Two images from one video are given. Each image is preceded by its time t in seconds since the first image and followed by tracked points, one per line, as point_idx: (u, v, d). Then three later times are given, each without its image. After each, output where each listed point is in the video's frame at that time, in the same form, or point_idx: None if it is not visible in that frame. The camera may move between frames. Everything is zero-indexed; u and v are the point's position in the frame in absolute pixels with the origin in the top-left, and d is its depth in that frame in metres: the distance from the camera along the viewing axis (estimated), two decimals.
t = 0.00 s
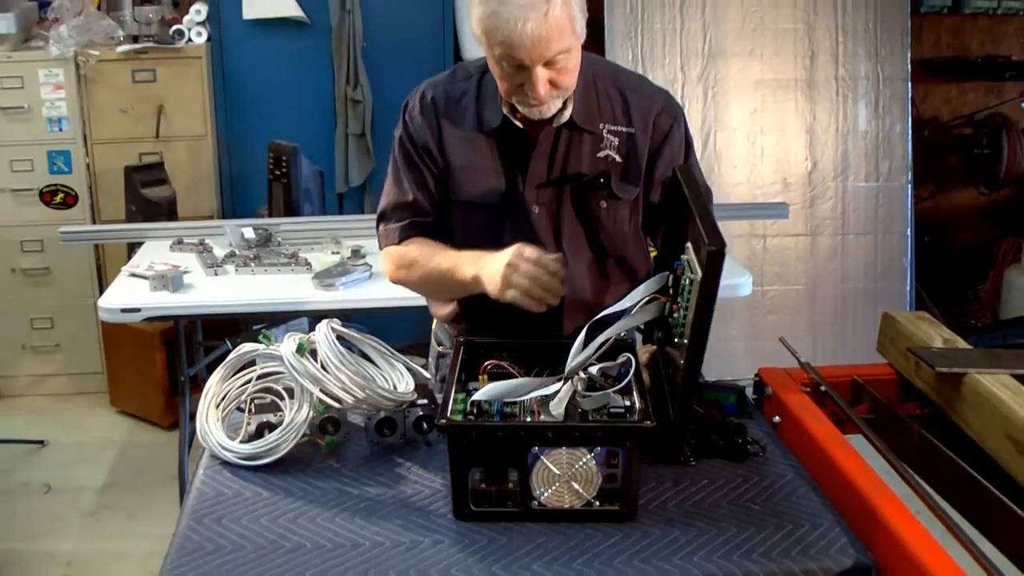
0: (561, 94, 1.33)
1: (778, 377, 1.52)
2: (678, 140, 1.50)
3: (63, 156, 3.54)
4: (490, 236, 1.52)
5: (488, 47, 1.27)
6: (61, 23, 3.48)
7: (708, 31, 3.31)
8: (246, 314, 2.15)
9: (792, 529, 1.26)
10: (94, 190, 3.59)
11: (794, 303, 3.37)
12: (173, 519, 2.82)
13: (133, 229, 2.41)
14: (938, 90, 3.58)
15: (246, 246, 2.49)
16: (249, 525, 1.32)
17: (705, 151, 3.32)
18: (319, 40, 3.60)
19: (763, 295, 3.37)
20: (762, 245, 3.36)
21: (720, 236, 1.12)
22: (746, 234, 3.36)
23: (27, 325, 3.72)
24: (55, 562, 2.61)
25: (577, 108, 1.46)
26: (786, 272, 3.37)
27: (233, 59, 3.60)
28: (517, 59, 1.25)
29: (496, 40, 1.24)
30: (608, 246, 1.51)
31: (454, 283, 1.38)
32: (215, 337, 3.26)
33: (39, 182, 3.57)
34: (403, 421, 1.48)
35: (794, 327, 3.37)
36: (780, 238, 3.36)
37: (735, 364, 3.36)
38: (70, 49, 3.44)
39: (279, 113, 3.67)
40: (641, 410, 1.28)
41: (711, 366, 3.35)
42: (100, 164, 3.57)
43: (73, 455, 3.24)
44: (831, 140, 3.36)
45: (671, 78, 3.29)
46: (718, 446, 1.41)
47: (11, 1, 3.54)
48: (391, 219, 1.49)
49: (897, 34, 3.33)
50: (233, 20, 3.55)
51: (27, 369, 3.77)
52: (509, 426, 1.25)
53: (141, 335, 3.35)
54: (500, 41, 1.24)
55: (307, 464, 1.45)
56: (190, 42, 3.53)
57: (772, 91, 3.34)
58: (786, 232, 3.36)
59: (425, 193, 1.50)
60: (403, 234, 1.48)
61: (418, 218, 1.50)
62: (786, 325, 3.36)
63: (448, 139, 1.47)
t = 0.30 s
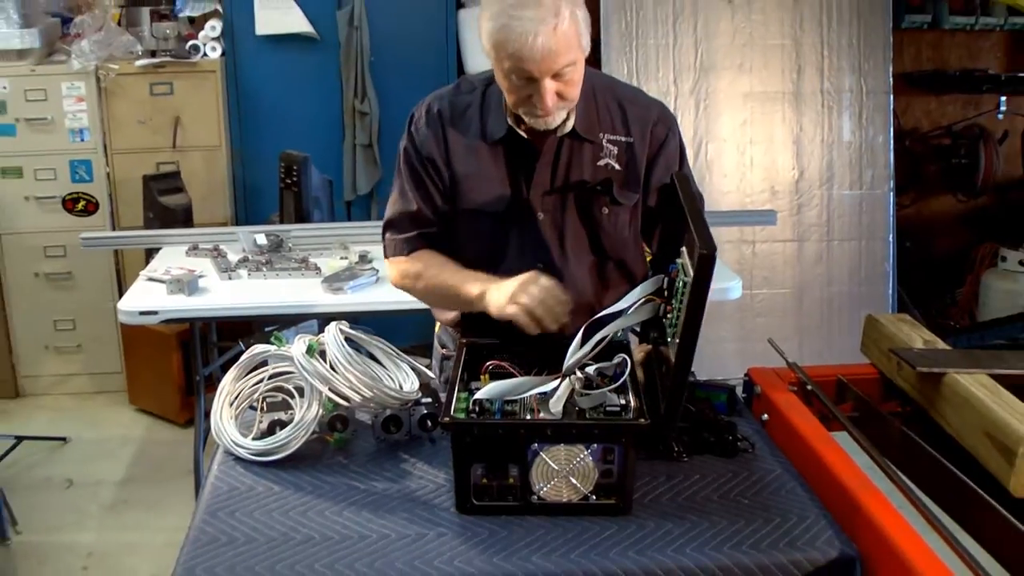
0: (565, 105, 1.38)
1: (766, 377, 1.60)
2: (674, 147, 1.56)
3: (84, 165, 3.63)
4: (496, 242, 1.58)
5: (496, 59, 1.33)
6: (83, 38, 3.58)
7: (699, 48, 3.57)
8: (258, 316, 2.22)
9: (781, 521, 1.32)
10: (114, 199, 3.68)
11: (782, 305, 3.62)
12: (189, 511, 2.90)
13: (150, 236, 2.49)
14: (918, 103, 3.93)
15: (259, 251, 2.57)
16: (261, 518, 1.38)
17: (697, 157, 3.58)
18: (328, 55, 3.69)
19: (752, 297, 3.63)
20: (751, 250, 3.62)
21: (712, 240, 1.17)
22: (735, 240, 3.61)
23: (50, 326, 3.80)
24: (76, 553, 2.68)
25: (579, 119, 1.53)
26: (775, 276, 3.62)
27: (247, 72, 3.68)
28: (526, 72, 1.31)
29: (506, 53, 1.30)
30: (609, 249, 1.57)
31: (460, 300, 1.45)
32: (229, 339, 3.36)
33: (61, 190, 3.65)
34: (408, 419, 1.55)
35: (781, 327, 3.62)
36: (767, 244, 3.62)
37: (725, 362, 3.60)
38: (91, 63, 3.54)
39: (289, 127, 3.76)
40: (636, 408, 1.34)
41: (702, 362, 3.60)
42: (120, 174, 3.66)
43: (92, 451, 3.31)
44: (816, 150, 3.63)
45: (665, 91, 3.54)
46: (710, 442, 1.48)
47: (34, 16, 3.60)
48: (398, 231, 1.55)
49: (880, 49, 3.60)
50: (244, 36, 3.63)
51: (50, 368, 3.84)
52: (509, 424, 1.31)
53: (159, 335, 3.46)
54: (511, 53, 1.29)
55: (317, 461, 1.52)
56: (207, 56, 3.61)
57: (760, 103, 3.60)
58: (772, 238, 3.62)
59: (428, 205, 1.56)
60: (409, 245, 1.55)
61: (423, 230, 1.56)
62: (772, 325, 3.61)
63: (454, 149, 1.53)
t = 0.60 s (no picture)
0: (571, 117, 1.42)
1: (761, 384, 1.63)
2: (672, 159, 1.60)
3: (95, 176, 3.68)
4: (497, 253, 1.60)
5: (505, 71, 1.36)
6: (94, 52, 3.62)
7: (696, 61, 3.60)
8: (264, 323, 2.26)
9: (777, 524, 1.35)
10: (124, 208, 3.73)
11: (778, 314, 3.65)
12: (195, 515, 2.93)
13: (158, 245, 2.52)
14: (910, 114, 3.97)
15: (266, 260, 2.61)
16: (268, 522, 1.40)
17: (693, 169, 3.61)
18: (333, 69, 3.73)
19: (748, 305, 3.66)
20: (748, 258, 3.65)
21: (698, 248, 1.20)
22: (731, 249, 3.64)
23: (60, 333, 3.84)
24: (86, 556, 2.71)
25: (581, 132, 1.57)
26: (771, 285, 3.66)
27: (254, 84, 3.72)
28: (535, 84, 1.34)
29: (516, 64, 1.33)
30: (609, 260, 1.59)
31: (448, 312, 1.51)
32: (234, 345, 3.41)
33: (72, 200, 3.70)
34: (411, 424, 1.58)
35: (776, 336, 3.65)
36: (762, 253, 3.65)
37: (720, 371, 3.63)
38: (102, 76, 3.59)
39: (295, 141, 3.80)
40: (634, 415, 1.36)
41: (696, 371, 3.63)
42: (130, 184, 3.71)
43: (100, 456, 3.34)
44: (811, 160, 3.65)
45: (661, 102, 3.58)
46: (706, 447, 1.51)
47: (47, 30, 3.62)
48: (388, 241, 1.61)
49: (872, 62, 3.64)
50: (252, 50, 3.68)
51: (61, 373, 3.88)
52: (509, 429, 1.33)
53: (166, 342, 3.50)
54: (521, 65, 1.32)
55: (322, 466, 1.55)
56: (214, 69, 3.64)
57: (755, 115, 3.64)
58: (768, 247, 3.65)
59: (421, 217, 1.60)
60: (400, 255, 1.59)
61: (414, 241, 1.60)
62: (766, 333, 3.65)
63: (454, 161, 1.57)
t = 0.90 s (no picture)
0: (563, 121, 1.42)
1: (761, 392, 1.63)
2: (668, 165, 1.60)
3: (96, 184, 3.68)
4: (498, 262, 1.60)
5: (494, 77, 1.36)
6: (95, 61, 3.63)
7: (696, 70, 3.61)
8: (265, 332, 2.26)
9: (777, 533, 1.34)
10: (125, 216, 3.73)
11: (778, 322, 3.65)
12: (196, 524, 2.92)
13: (158, 253, 2.52)
14: (910, 122, 3.98)
15: (266, 268, 2.61)
16: (266, 531, 1.40)
17: (693, 178, 3.61)
18: (333, 77, 3.74)
19: (749, 313, 3.65)
20: (747, 266, 3.65)
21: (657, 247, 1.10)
22: (731, 257, 3.64)
23: (61, 341, 3.84)
24: (86, 565, 2.70)
25: (576, 137, 1.57)
26: (771, 293, 3.66)
27: (254, 92, 3.73)
28: (524, 89, 1.34)
29: (504, 71, 1.33)
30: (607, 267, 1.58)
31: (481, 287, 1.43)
32: (235, 354, 3.41)
33: (73, 209, 3.70)
34: (411, 432, 1.58)
35: (776, 345, 3.65)
36: (762, 261, 3.65)
37: (722, 379, 3.63)
38: (102, 84, 3.59)
39: (295, 149, 3.80)
40: (633, 423, 1.36)
41: (697, 380, 3.63)
42: (131, 192, 3.71)
43: (101, 464, 3.34)
44: (811, 169, 3.65)
45: (662, 111, 3.59)
46: (705, 455, 1.51)
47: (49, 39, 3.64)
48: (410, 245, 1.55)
49: (872, 70, 3.64)
50: (253, 58, 3.69)
51: (60, 381, 3.88)
52: (508, 437, 1.33)
53: (167, 351, 3.50)
54: (509, 71, 1.33)
55: (322, 475, 1.54)
56: (214, 78, 3.65)
57: (755, 123, 3.64)
58: (768, 255, 3.65)
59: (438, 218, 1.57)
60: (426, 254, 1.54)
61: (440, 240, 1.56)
62: (767, 341, 3.64)
63: (457, 165, 1.56)
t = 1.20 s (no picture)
0: (557, 131, 1.42)
1: (761, 398, 1.64)
2: (667, 172, 1.60)
3: (96, 191, 3.68)
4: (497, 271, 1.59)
5: (490, 84, 1.36)
6: (95, 67, 3.64)
7: (696, 77, 3.61)
8: (266, 339, 2.26)
9: (777, 540, 1.34)
10: (125, 222, 3.73)
11: (778, 328, 3.65)
12: (197, 531, 2.92)
13: (158, 259, 2.52)
14: (910, 128, 3.98)
15: (266, 274, 2.61)
16: (266, 538, 1.40)
17: (693, 185, 3.62)
18: (333, 84, 3.75)
19: (749, 319, 3.65)
20: (748, 272, 3.65)
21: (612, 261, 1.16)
22: (731, 264, 3.64)
23: (61, 348, 3.84)
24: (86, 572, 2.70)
25: (576, 145, 1.57)
26: (771, 299, 3.66)
27: (254, 97, 3.73)
28: (518, 96, 1.34)
29: (498, 77, 1.33)
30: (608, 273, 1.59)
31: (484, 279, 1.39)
32: (235, 360, 3.41)
33: (74, 215, 3.70)
34: (411, 439, 1.58)
35: (776, 351, 3.65)
36: (762, 268, 3.65)
37: (722, 386, 3.63)
38: (103, 91, 3.60)
39: (295, 156, 3.80)
40: (633, 430, 1.37)
41: (698, 387, 3.63)
42: (131, 199, 3.71)
43: (101, 471, 3.34)
44: (811, 175, 3.66)
45: (661, 118, 3.59)
46: (705, 461, 1.53)
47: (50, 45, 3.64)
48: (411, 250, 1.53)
49: (871, 77, 3.65)
50: (253, 64, 3.70)
51: (60, 388, 3.88)
52: (508, 444, 1.33)
53: (168, 357, 3.50)
54: (503, 77, 1.33)
55: (322, 481, 1.54)
56: (214, 85, 3.66)
57: (755, 130, 3.65)
58: (768, 261, 3.65)
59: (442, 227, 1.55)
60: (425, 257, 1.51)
61: (440, 246, 1.54)
62: (767, 348, 3.65)
63: (459, 172, 1.55)
